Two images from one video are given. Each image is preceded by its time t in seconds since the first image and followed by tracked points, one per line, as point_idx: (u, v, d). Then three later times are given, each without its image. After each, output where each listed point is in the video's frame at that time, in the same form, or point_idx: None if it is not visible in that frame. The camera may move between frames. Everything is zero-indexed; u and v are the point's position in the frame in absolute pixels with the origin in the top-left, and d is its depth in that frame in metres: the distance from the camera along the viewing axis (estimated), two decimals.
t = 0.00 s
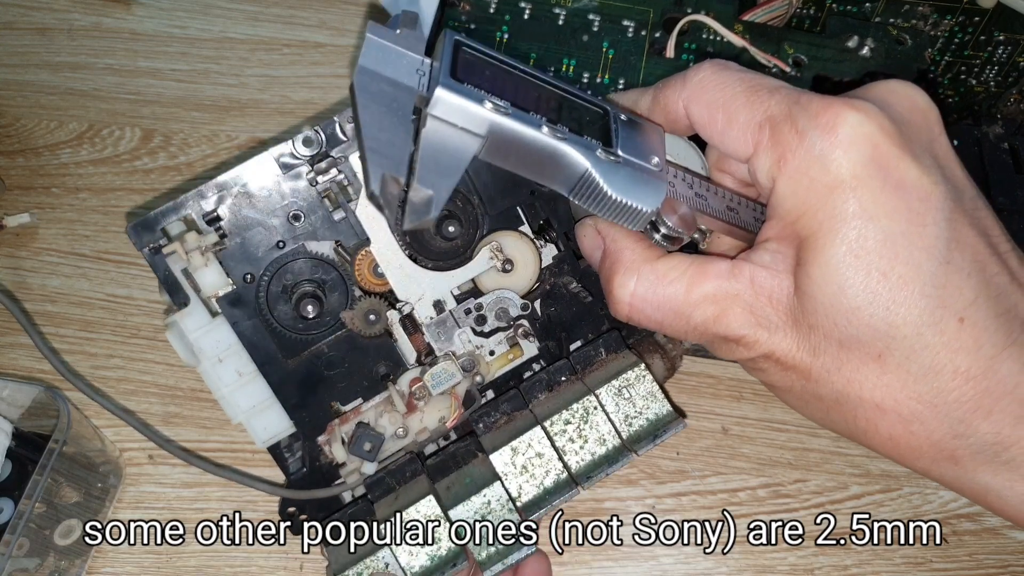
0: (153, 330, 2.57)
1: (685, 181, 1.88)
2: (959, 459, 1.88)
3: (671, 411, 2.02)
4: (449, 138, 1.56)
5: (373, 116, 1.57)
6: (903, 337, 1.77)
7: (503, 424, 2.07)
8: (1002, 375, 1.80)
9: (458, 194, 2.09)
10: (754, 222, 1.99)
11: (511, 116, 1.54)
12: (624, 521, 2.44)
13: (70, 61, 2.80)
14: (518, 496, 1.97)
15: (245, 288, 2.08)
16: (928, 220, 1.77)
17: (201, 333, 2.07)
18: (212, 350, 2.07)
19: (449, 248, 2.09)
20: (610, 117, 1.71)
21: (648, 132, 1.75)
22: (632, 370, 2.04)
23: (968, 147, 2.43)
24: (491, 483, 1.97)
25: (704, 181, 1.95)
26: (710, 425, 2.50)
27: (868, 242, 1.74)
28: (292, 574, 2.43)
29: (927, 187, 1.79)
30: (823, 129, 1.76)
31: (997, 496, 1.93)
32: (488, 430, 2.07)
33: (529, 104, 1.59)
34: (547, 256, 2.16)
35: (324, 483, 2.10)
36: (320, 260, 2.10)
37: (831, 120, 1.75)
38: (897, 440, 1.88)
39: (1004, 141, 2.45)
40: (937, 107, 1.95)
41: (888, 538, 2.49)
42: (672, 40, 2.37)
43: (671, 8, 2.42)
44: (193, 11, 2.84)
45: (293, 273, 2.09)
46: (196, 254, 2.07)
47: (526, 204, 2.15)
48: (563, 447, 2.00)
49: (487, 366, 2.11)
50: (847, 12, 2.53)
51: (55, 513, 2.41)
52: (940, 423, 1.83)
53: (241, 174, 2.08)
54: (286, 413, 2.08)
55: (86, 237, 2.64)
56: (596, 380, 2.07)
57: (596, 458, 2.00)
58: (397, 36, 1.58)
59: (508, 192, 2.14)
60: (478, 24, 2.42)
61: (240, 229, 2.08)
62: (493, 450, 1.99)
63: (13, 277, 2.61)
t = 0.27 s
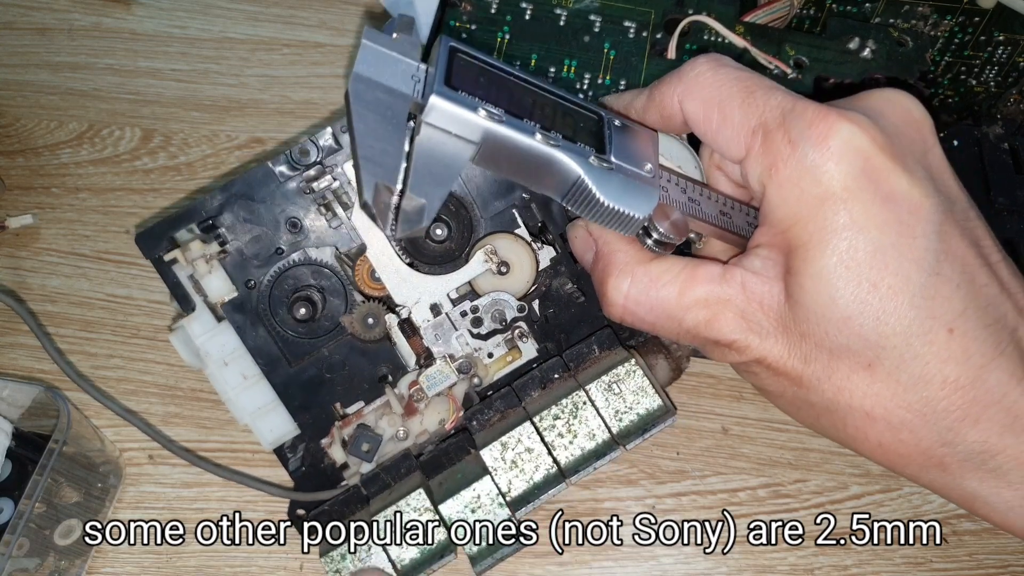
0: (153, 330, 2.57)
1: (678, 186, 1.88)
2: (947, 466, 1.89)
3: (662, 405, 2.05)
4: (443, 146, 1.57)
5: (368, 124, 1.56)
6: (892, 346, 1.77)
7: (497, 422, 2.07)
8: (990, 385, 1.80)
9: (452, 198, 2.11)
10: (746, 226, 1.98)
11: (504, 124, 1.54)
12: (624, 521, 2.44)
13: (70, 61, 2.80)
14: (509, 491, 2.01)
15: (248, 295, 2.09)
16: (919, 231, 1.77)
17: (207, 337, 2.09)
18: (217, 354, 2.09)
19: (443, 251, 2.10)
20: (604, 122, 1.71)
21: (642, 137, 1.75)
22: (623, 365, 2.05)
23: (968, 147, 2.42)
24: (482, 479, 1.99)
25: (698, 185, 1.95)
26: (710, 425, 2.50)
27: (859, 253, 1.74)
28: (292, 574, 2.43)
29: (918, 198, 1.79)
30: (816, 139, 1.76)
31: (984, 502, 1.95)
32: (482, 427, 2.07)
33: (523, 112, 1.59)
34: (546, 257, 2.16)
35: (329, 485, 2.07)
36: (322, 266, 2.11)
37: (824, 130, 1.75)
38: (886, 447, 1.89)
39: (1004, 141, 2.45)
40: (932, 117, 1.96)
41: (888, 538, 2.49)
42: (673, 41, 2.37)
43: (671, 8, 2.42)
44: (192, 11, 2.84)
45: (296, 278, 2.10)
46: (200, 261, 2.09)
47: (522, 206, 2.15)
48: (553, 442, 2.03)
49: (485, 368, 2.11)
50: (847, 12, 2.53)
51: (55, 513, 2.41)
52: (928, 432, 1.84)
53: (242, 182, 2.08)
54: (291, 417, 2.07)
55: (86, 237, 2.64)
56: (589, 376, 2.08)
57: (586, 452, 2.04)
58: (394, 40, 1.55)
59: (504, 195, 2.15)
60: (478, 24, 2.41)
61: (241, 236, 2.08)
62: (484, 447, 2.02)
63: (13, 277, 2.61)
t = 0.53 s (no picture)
0: (153, 330, 2.57)
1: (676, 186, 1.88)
2: (948, 467, 1.89)
3: (664, 404, 2.05)
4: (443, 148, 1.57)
5: (367, 126, 1.55)
6: (893, 347, 1.77)
7: (498, 423, 2.07)
8: (991, 385, 1.80)
9: (453, 199, 2.12)
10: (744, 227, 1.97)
11: (503, 125, 1.54)
12: (624, 521, 2.44)
13: (70, 61, 2.80)
14: (511, 491, 2.01)
15: (250, 298, 2.09)
16: (919, 231, 1.77)
17: (208, 340, 2.08)
18: (219, 357, 2.08)
19: (444, 251, 2.11)
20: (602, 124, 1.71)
21: (640, 139, 1.75)
22: (625, 364, 2.06)
23: (968, 147, 2.42)
24: (484, 480, 2.00)
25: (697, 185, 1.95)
26: (710, 425, 2.50)
27: (859, 254, 1.74)
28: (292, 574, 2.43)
29: (919, 198, 1.79)
30: (816, 140, 1.75)
31: (984, 503, 1.95)
32: (484, 428, 2.07)
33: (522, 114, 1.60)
34: (547, 257, 2.16)
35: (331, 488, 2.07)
36: (322, 268, 2.10)
37: (824, 130, 1.75)
38: (887, 448, 1.89)
39: (1004, 141, 2.45)
40: (932, 117, 1.95)
41: (888, 538, 2.49)
42: (674, 40, 2.37)
43: (672, 8, 2.43)
44: (192, 11, 2.84)
45: (297, 279, 2.10)
46: (201, 264, 2.07)
47: (522, 206, 2.15)
48: (555, 442, 2.03)
49: (486, 369, 2.12)
50: (847, 12, 2.53)
51: (55, 512, 2.43)
52: (929, 433, 1.83)
53: (242, 186, 2.08)
54: (293, 419, 2.07)
55: (86, 237, 2.64)
56: (591, 375, 2.08)
57: (588, 452, 2.04)
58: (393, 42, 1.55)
59: (504, 196, 2.15)
60: (479, 24, 2.41)
61: (242, 239, 2.08)
62: (486, 447, 2.01)
63: (13, 277, 2.61)
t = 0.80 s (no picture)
0: (153, 330, 2.57)
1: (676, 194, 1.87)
2: (940, 477, 1.88)
3: (659, 400, 2.04)
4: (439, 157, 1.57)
5: (363, 136, 1.56)
6: (887, 357, 1.77)
7: (494, 419, 2.06)
8: (983, 397, 1.80)
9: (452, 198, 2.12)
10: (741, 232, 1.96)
11: (500, 134, 1.54)
12: (624, 521, 2.44)
13: (70, 61, 2.80)
14: (506, 487, 2.00)
15: (248, 296, 2.08)
16: (915, 243, 1.78)
17: (208, 338, 2.10)
18: (218, 354, 2.10)
19: (443, 250, 2.12)
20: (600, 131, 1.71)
21: (638, 146, 1.75)
22: (621, 360, 2.06)
23: (968, 147, 2.42)
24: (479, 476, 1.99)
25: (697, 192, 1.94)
26: (710, 425, 2.50)
27: (855, 265, 1.75)
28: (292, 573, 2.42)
29: (915, 210, 1.79)
30: (814, 151, 1.76)
31: (975, 510, 1.93)
32: (479, 425, 2.06)
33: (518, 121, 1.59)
34: (547, 256, 2.16)
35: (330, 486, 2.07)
36: (322, 267, 2.11)
37: (823, 140, 1.76)
38: (880, 458, 1.89)
39: (1004, 141, 2.45)
40: (932, 128, 1.96)
41: (888, 538, 2.49)
42: (672, 41, 2.37)
43: (671, 8, 2.43)
44: (193, 11, 2.84)
45: (296, 278, 2.10)
46: (201, 263, 2.09)
47: (521, 205, 2.16)
48: (550, 437, 2.02)
49: (490, 376, 2.12)
50: (847, 12, 2.55)
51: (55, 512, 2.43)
52: (921, 444, 1.83)
53: (242, 185, 2.08)
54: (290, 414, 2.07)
55: (86, 237, 2.64)
56: (586, 372, 2.07)
57: (583, 447, 2.03)
58: (390, 49, 1.56)
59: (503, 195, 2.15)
60: (478, 24, 2.42)
61: (241, 238, 2.08)
62: (481, 442, 2.01)
63: (13, 277, 2.61)
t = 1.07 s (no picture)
0: (153, 330, 2.57)
1: (689, 180, 1.87)
2: (967, 455, 1.86)
3: (660, 398, 2.03)
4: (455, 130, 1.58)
5: (382, 108, 1.60)
6: (910, 330, 1.76)
7: (495, 418, 2.06)
8: (1010, 371, 1.78)
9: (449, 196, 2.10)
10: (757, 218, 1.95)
11: (516, 110, 1.54)
12: (624, 521, 2.44)
13: (70, 61, 2.80)
14: (507, 487, 2.00)
15: (250, 299, 2.08)
16: (933, 216, 1.77)
17: (209, 341, 2.09)
18: (220, 357, 2.09)
19: (443, 249, 2.10)
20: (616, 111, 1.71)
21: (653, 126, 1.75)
22: (621, 358, 2.05)
23: (968, 147, 2.42)
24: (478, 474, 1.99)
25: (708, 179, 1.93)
26: (710, 425, 2.50)
27: (875, 238, 1.74)
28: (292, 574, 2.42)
29: (932, 183, 1.79)
30: (830, 126, 1.77)
31: (1001, 492, 1.92)
32: (481, 425, 2.07)
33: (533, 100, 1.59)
34: (546, 255, 2.16)
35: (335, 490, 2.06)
36: (322, 268, 2.10)
37: (837, 116, 1.77)
38: (906, 435, 1.87)
39: (1005, 140, 2.44)
40: (942, 107, 1.97)
41: (888, 539, 2.49)
42: (672, 40, 2.37)
43: (671, 8, 2.42)
44: (192, 11, 2.84)
45: (296, 280, 2.09)
46: (202, 265, 2.08)
47: (520, 205, 2.15)
48: (551, 436, 2.02)
49: (491, 377, 2.10)
50: (847, 12, 2.55)
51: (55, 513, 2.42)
52: (950, 417, 1.81)
53: (241, 188, 2.09)
54: (294, 418, 2.08)
55: (86, 237, 2.64)
56: (588, 371, 2.06)
57: (584, 446, 2.02)
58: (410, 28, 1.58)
59: (502, 194, 2.14)
60: (478, 24, 2.42)
61: (242, 241, 2.08)
62: (481, 442, 2.02)
63: (13, 277, 2.61)
